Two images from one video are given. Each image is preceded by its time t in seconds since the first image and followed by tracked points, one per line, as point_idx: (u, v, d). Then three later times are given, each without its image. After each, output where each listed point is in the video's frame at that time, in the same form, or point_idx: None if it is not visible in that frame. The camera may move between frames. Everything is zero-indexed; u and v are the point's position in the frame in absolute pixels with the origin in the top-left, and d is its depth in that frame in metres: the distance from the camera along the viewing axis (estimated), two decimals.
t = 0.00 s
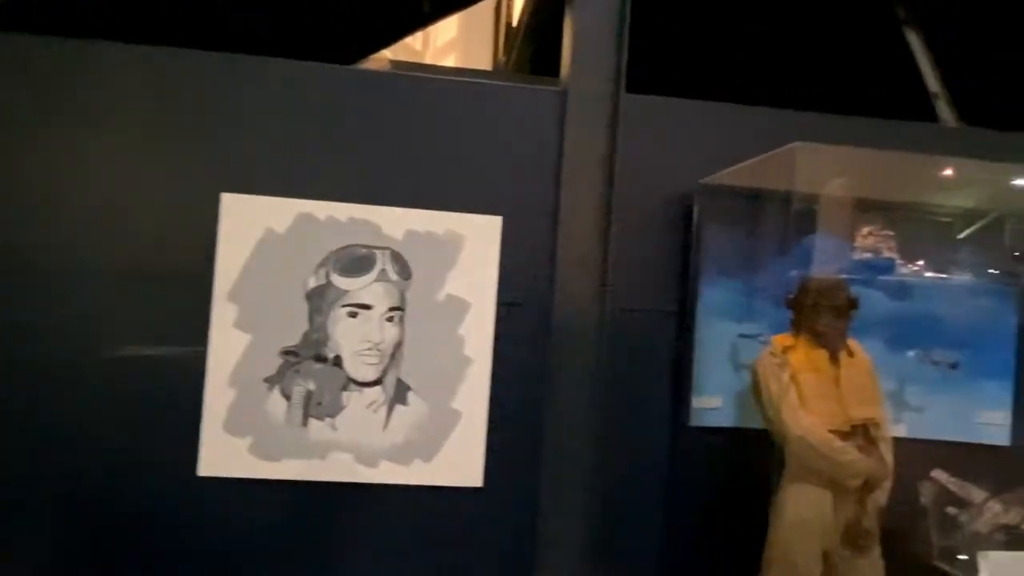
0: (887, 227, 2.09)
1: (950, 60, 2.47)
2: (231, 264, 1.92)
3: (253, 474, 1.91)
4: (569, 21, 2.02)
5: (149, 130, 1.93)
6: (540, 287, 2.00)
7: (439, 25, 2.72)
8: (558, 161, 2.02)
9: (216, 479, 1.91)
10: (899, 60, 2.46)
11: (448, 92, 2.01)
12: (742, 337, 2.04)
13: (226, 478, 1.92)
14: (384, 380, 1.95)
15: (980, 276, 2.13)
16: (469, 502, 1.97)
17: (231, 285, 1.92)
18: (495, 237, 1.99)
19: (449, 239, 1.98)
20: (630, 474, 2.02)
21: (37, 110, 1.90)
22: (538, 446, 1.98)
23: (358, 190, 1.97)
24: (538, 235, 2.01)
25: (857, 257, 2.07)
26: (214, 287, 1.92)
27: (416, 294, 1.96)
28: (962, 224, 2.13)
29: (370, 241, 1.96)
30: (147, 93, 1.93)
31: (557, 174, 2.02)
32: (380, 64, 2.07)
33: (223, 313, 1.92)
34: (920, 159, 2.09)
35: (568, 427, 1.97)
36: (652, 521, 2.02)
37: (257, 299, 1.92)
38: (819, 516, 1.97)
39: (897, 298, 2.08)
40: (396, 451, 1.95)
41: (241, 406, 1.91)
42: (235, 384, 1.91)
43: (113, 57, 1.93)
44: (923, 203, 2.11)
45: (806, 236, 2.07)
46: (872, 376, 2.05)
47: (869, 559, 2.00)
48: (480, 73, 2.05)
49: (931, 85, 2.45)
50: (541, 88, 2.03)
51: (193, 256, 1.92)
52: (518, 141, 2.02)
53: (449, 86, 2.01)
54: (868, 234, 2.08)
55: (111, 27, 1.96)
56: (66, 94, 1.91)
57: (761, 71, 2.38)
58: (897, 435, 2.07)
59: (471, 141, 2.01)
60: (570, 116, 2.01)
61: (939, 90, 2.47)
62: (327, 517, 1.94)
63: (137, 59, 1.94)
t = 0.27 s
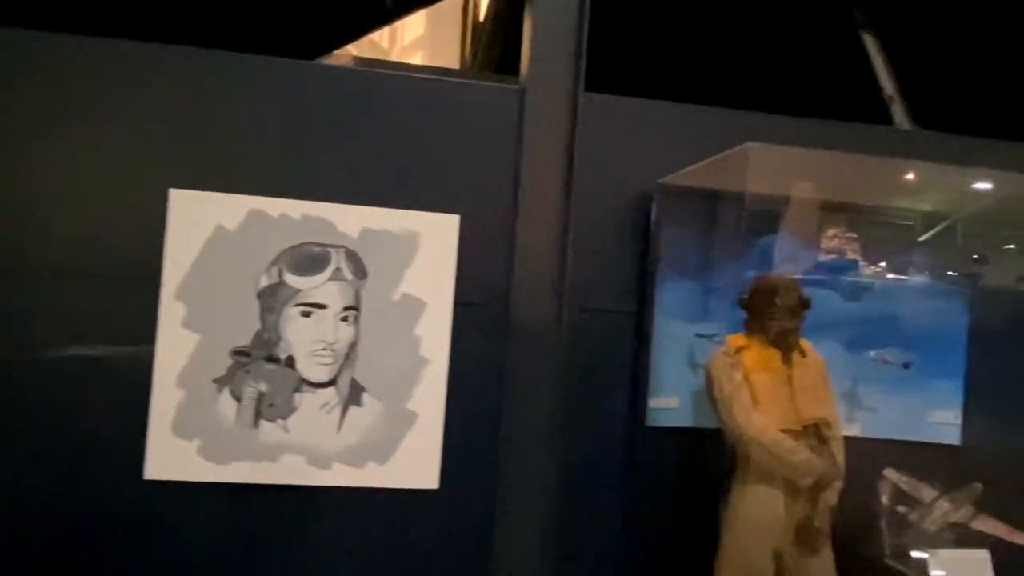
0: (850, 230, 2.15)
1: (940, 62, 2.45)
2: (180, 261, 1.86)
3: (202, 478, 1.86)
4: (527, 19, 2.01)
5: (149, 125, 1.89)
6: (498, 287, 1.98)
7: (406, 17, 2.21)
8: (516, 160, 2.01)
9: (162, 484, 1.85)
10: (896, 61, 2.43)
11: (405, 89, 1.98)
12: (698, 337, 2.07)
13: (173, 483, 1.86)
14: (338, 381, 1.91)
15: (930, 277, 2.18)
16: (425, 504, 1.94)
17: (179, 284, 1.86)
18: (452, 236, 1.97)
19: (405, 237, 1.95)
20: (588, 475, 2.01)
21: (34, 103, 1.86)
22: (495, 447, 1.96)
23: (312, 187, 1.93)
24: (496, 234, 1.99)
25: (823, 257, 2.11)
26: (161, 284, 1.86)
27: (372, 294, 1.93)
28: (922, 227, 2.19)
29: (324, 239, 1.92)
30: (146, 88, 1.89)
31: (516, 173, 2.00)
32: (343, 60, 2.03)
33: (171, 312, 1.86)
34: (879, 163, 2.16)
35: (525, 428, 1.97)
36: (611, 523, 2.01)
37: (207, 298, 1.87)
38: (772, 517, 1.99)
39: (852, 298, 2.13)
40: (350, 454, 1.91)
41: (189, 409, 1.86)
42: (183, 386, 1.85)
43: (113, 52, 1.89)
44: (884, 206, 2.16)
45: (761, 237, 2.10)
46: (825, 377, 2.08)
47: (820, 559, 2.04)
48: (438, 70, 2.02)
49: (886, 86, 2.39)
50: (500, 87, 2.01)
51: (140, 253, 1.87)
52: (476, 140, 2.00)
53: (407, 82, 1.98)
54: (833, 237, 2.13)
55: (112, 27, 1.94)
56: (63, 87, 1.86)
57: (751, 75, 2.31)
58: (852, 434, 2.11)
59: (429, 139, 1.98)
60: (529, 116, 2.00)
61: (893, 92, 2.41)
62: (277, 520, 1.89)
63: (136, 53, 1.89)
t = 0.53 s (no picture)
0: (815, 232, 2.21)
1: (940, 62, 2.49)
2: (123, 258, 1.80)
3: (144, 482, 1.79)
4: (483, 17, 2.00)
5: (151, 125, 1.84)
6: (452, 286, 1.97)
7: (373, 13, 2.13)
8: (473, 159, 1.99)
9: (102, 489, 1.78)
10: (896, 61, 2.48)
11: (360, 84, 1.95)
12: (653, 336, 2.09)
13: (114, 488, 1.79)
14: (288, 381, 1.87)
15: (889, 279, 2.24)
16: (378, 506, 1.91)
17: (122, 282, 1.80)
18: (406, 235, 1.94)
19: (358, 236, 1.91)
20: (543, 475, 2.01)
21: (34, 103, 1.80)
22: (451, 447, 1.95)
23: (262, 183, 1.89)
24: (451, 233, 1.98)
25: (789, 258, 2.17)
26: (104, 281, 1.79)
27: (324, 293, 1.89)
28: (885, 231, 2.25)
29: (274, 236, 1.87)
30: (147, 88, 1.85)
31: (472, 172, 1.99)
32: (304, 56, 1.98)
33: (113, 311, 1.79)
34: (844, 167, 2.19)
35: (480, 428, 1.95)
36: (565, 522, 2.01)
37: (151, 297, 1.81)
38: (720, 517, 2.03)
39: (806, 299, 2.18)
40: (300, 456, 1.87)
41: (131, 411, 1.79)
42: (125, 387, 1.79)
43: (113, 51, 1.84)
44: (849, 209, 2.22)
45: (717, 237, 2.13)
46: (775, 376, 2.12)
47: (767, 560, 2.08)
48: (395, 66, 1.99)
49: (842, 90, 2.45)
50: (455, 84, 1.99)
51: (80, 249, 1.79)
52: (432, 137, 1.98)
53: (360, 78, 1.94)
54: (799, 238, 2.19)
55: (112, 27, 1.88)
56: (63, 86, 1.81)
57: (750, 75, 2.37)
58: (805, 434, 2.16)
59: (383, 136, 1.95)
60: (484, 114, 1.99)
61: (849, 97, 2.47)
62: (224, 526, 1.84)
63: (109, 48, 1.84)
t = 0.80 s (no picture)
0: (782, 234, 2.26)
1: (940, 62, 2.58)
2: (64, 255, 1.74)
3: (86, 487, 1.73)
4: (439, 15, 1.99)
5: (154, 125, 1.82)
6: (407, 285, 1.95)
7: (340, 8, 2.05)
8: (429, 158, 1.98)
9: (40, 493, 1.72)
10: (897, 61, 2.57)
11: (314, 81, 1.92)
12: (608, 336, 2.11)
13: (53, 493, 1.72)
14: (238, 383, 1.82)
15: (845, 281, 2.30)
16: (331, 509, 1.88)
17: (63, 280, 1.74)
18: (359, 234, 1.92)
19: (310, 234, 1.88)
20: (498, 474, 2.01)
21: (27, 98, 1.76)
22: (407, 448, 1.93)
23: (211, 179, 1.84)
24: (407, 232, 1.96)
25: (757, 260, 2.22)
26: (44, 279, 1.73)
27: (275, 292, 1.85)
28: (850, 232, 2.32)
29: (223, 234, 1.83)
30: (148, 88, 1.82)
31: (428, 170, 1.98)
32: (266, 51, 1.92)
33: (54, 310, 1.73)
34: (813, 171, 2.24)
35: (437, 429, 1.94)
36: (520, 521, 2.02)
37: (95, 295, 1.75)
38: (669, 517, 2.05)
39: (761, 299, 2.22)
40: (249, 458, 1.83)
41: (72, 413, 1.73)
42: (66, 389, 1.73)
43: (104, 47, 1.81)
44: (816, 212, 2.28)
45: (672, 238, 2.16)
46: (727, 375, 2.16)
47: (718, 559, 2.10)
48: (351, 62, 1.96)
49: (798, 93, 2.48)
50: (411, 81, 1.98)
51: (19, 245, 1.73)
52: (388, 136, 1.96)
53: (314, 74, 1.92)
54: (766, 240, 2.24)
55: (112, 27, 1.84)
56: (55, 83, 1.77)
57: (751, 74, 2.44)
58: (760, 432, 2.20)
59: (336, 133, 1.93)
60: (441, 112, 1.98)
61: (803, 99, 2.51)
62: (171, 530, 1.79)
63: (48, 37, 1.77)
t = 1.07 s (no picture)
0: (749, 235, 2.26)
1: (929, 60, 2.66)
2: None
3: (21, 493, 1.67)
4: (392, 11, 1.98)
5: (122, 121, 1.78)
6: (359, 283, 1.92)
7: (304, 1, 2.01)
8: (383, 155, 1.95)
9: None
10: (886, 59, 2.63)
11: (263, 73, 1.87)
12: (563, 337, 2.10)
13: None
14: (181, 385, 1.77)
15: (801, 283, 2.31)
16: (280, 513, 1.84)
17: None
18: (309, 232, 1.88)
19: (258, 232, 1.83)
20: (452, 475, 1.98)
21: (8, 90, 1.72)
22: (359, 450, 1.89)
23: (155, 175, 1.79)
24: (360, 229, 1.93)
25: (726, 262, 2.23)
26: None
27: (220, 292, 1.80)
28: (818, 233, 2.32)
29: (166, 232, 1.77)
30: (147, 89, 1.80)
31: (380, 167, 1.95)
32: (223, 45, 1.87)
33: None
34: (780, 175, 2.28)
35: (390, 430, 1.91)
36: (473, 522, 2.00)
37: (31, 294, 1.69)
38: (621, 520, 2.04)
39: (716, 299, 2.21)
40: (193, 463, 1.77)
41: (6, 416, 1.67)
42: None
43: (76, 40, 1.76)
44: (781, 213, 2.29)
45: (627, 238, 2.14)
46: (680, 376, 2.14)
47: (670, 561, 2.11)
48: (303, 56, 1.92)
49: (754, 92, 2.51)
50: (364, 76, 1.95)
51: None
52: (341, 132, 1.92)
53: (263, 67, 1.87)
54: (735, 241, 2.25)
55: (113, 28, 1.81)
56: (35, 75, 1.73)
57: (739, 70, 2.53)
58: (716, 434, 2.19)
59: (287, 128, 1.89)
60: (394, 109, 1.96)
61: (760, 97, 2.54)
62: (109, 536, 1.73)
63: None
